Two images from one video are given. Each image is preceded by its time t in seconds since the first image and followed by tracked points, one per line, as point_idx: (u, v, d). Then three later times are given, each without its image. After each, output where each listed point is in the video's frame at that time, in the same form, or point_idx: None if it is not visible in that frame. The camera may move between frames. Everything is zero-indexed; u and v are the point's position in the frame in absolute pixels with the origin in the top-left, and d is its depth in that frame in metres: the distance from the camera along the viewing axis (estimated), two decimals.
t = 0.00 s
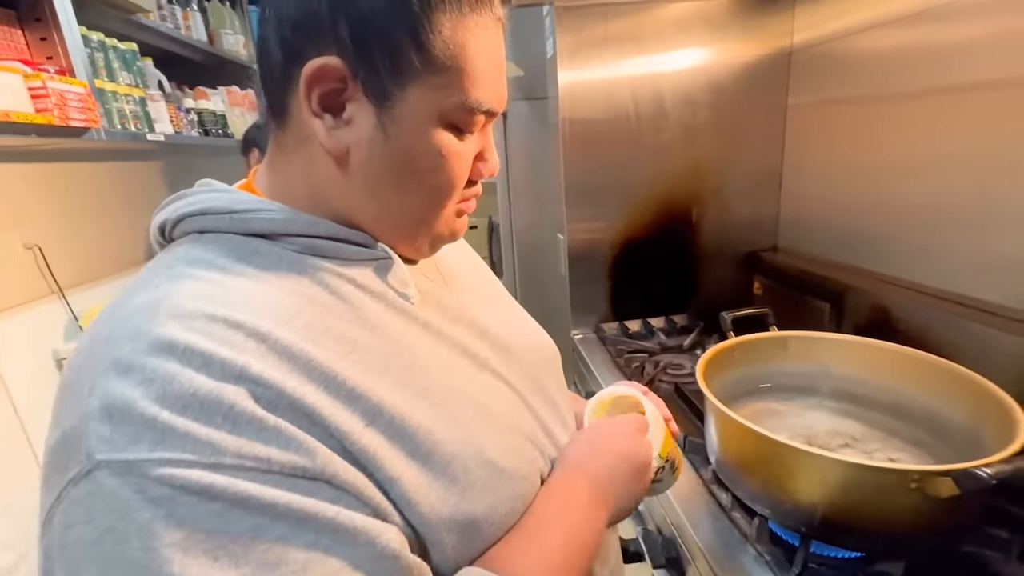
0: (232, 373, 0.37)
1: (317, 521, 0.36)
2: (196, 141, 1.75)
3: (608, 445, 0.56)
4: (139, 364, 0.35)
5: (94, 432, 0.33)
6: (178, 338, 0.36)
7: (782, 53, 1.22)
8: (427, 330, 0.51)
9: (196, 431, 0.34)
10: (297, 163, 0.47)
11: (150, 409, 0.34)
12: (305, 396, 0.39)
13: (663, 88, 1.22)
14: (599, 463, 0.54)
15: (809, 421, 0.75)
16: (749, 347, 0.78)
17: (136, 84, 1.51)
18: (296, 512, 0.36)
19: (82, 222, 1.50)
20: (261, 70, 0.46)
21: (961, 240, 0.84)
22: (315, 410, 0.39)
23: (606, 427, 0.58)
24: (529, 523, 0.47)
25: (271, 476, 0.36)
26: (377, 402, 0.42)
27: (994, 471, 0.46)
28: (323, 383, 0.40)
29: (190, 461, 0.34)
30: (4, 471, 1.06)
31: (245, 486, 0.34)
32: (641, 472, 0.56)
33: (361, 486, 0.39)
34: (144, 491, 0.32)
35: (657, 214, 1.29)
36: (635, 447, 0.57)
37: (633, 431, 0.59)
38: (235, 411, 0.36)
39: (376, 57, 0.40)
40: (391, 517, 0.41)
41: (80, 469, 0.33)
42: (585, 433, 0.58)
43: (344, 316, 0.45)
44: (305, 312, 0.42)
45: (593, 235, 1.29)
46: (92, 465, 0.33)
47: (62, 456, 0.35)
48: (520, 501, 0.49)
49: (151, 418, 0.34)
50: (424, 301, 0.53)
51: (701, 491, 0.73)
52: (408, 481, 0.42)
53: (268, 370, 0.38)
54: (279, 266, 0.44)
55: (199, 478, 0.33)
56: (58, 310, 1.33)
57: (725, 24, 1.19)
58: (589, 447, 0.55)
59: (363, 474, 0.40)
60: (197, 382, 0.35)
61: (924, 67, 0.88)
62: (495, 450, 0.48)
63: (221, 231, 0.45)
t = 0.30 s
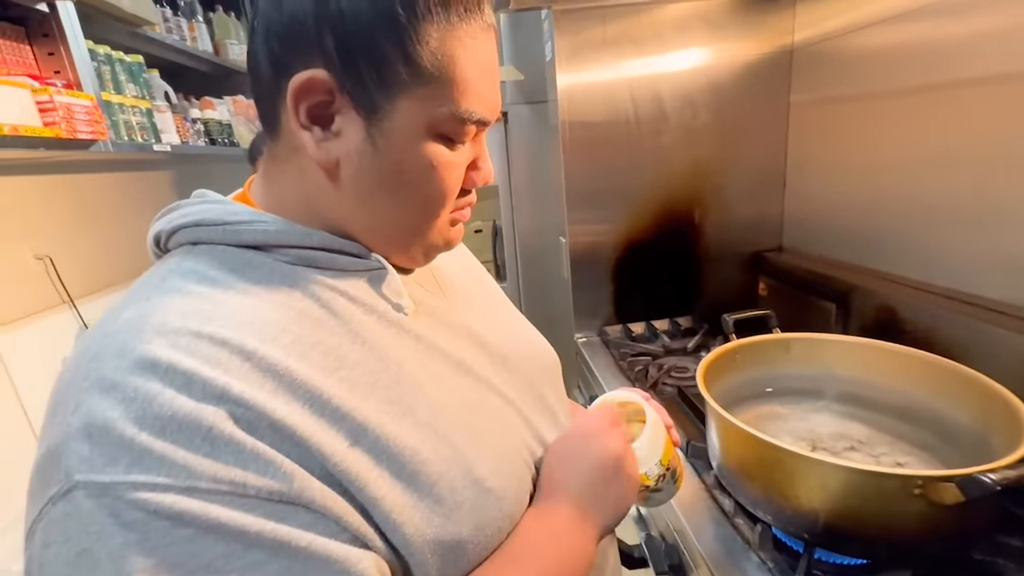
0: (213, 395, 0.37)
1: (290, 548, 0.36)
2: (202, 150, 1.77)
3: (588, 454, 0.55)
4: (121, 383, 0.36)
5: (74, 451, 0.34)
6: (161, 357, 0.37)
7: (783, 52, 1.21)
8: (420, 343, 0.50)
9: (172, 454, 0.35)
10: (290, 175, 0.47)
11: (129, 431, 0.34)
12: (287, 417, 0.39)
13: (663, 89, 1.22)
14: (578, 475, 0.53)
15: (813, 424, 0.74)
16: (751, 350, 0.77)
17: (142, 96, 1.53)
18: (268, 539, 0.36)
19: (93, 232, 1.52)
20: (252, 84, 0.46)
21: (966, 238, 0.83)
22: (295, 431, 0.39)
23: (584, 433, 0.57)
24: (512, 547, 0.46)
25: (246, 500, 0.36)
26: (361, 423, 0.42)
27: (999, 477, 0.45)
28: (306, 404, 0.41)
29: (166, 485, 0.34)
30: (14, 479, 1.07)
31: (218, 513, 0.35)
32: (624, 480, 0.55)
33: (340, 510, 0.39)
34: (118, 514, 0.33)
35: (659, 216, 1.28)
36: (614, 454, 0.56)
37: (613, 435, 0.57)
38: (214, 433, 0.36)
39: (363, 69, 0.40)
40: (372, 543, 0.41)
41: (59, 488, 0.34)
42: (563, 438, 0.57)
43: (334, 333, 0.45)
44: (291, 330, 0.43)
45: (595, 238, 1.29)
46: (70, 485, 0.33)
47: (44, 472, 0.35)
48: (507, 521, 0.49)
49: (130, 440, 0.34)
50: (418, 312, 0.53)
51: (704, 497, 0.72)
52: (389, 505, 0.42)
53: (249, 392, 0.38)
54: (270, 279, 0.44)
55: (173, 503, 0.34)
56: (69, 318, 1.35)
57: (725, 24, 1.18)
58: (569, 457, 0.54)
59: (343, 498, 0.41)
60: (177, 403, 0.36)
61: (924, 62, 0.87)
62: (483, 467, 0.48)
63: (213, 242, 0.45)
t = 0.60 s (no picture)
0: (194, 407, 0.37)
1: (270, 562, 0.36)
2: (205, 157, 1.78)
3: (602, 483, 0.52)
4: (104, 396, 0.36)
5: (56, 465, 0.34)
6: (143, 369, 0.37)
7: (782, 49, 1.20)
8: (410, 351, 0.50)
9: (152, 467, 0.35)
10: (276, 184, 0.47)
11: (109, 444, 0.35)
12: (269, 429, 0.39)
13: (661, 88, 1.21)
14: (593, 512, 0.51)
15: (815, 426, 0.73)
16: (751, 350, 0.76)
17: (144, 105, 1.54)
18: (248, 553, 0.36)
19: (98, 240, 1.53)
20: (237, 96, 0.46)
21: (971, 235, 0.81)
22: (278, 444, 0.39)
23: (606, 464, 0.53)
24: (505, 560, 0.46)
25: (227, 513, 0.36)
26: (346, 433, 0.42)
27: (1000, 480, 0.44)
28: (290, 415, 0.41)
29: (145, 498, 0.34)
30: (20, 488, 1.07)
31: (197, 526, 0.35)
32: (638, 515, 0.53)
33: (323, 521, 0.39)
34: (98, 528, 0.33)
35: (659, 216, 1.27)
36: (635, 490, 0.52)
37: (634, 467, 0.54)
38: (194, 446, 0.36)
39: (343, 80, 0.40)
40: (357, 555, 0.41)
41: (42, 501, 0.34)
42: (579, 465, 0.53)
43: (321, 343, 0.45)
44: (277, 340, 0.43)
45: (595, 239, 1.28)
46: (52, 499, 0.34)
47: (29, 485, 0.36)
48: (497, 530, 0.48)
49: (110, 453, 0.34)
50: (409, 319, 0.53)
51: (705, 499, 0.71)
52: (372, 516, 0.42)
53: (230, 403, 0.38)
54: (258, 288, 0.44)
55: (152, 517, 0.34)
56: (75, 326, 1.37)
57: (723, 22, 1.18)
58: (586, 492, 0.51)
59: (327, 510, 0.41)
60: (157, 416, 0.36)
61: (924, 57, 0.86)
62: (472, 476, 0.48)
63: (201, 252, 0.46)
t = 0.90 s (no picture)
0: (179, 423, 0.37)
1: None
2: (209, 164, 1.80)
3: (623, 509, 0.51)
4: (88, 413, 0.36)
5: (41, 483, 0.34)
6: (128, 385, 0.37)
7: (783, 46, 1.19)
8: (402, 359, 0.50)
9: (135, 486, 0.35)
10: (268, 193, 0.47)
11: (93, 462, 0.35)
12: (256, 443, 0.39)
13: (662, 88, 1.20)
14: (618, 548, 0.50)
15: (820, 428, 0.71)
16: (753, 353, 0.75)
17: (149, 114, 1.56)
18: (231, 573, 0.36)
19: (106, 249, 1.55)
20: (227, 106, 0.46)
21: (978, 231, 0.80)
22: (264, 458, 0.39)
23: (643, 504, 0.51)
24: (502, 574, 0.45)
25: (211, 531, 0.36)
26: (335, 445, 0.42)
27: (1009, 483, 0.43)
28: (279, 428, 0.41)
29: (127, 518, 0.34)
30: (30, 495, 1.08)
31: (179, 547, 0.35)
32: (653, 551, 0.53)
33: (310, 537, 0.39)
34: (80, 548, 0.33)
35: (661, 216, 1.26)
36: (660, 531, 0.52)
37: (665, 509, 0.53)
38: (178, 462, 0.36)
39: (331, 84, 0.40)
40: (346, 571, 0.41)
41: (25, 520, 0.34)
42: (613, 499, 0.51)
43: (312, 353, 0.45)
44: (266, 351, 0.42)
45: (597, 241, 1.27)
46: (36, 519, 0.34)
47: (15, 502, 0.36)
48: (492, 542, 0.48)
49: (93, 471, 0.34)
50: (402, 326, 0.53)
51: (708, 503, 0.70)
52: (362, 530, 0.42)
53: (216, 418, 0.38)
54: (248, 297, 0.45)
55: (134, 538, 0.34)
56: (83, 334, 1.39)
57: (722, 20, 1.17)
58: (616, 527, 0.50)
59: (316, 526, 0.40)
60: (141, 433, 0.36)
61: (926, 52, 0.84)
62: (463, 488, 0.47)
63: (192, 262, 0.46)
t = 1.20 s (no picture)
0: (172, 432, 0.36)
1: None
2: (208, 168, 1.79)
3: (624, 514, 0.50)
4: (79, 422, 0.35)
5: (28, 496, 0.34)
6: (120, 393, 0.36)
7: (783, 43, 1.19)
8: (403, 362, 0.49)
9: (125, 499, 0.34)
10: (266, 193, 0.46)
11: (81, 474, 0.34)
12: (250, 452, 0.38)
13: (661, 86, 1.19)
14: (627, 551, 0.49)
15: (827, 426, 0.71)
16: (757, 351, 0.74)
17: (146, 118, 1.55)
18: None
19: (105, 254, 1.54)
20: (222, 108, 0.46)
21: (983, 226, 0.79)
22: (260, 468, 0.38)
23: (650, 505, 0.50)
24: None
25: (201, 547, 0.35)
26: (334, 451, 0.41)
27: (1021, 483, 0.42)
28: (277, 434, 0.40)
29: (114, 533, 0.33)
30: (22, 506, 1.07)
31: (167, 565, 0.34)
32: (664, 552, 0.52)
33: (305, 552, 0.38)
34: (65, 565, 0.32)
35: (662, 215, 1.26)
36: (670, 532, 0.51)
37: (673, 509, 0.52)
38: (169, 473, 0.35)
39: (326, 80, 0.40)
40: None
41: (12, 534, 0.33)
42: (619, 502, 0.50)
43: (311, 356, 0.44)
44: (263, 355, 0.42)
45: (598, 240, 1.27)
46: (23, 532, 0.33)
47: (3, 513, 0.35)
48: (497, 548, 0.47)
49: (82, 483, 0.34)
50: (402, 327, 0.52)
51: (714, 504, 0.69)
52: (362, 540, 0.41)
53: (210, 427, 0.37)
54: (246, 299, 0.44)
55: (121, 555, 0.33)
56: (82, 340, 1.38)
57: (722, 17, 1.16)
58: (624, 529, 0.49)
59: (312, 538, 0.40)
60: (132, 443, 0.35)
61: (928, 46, 0.84)
62: (464, 494, 0.46)
63: (188, 264, 0.45)
